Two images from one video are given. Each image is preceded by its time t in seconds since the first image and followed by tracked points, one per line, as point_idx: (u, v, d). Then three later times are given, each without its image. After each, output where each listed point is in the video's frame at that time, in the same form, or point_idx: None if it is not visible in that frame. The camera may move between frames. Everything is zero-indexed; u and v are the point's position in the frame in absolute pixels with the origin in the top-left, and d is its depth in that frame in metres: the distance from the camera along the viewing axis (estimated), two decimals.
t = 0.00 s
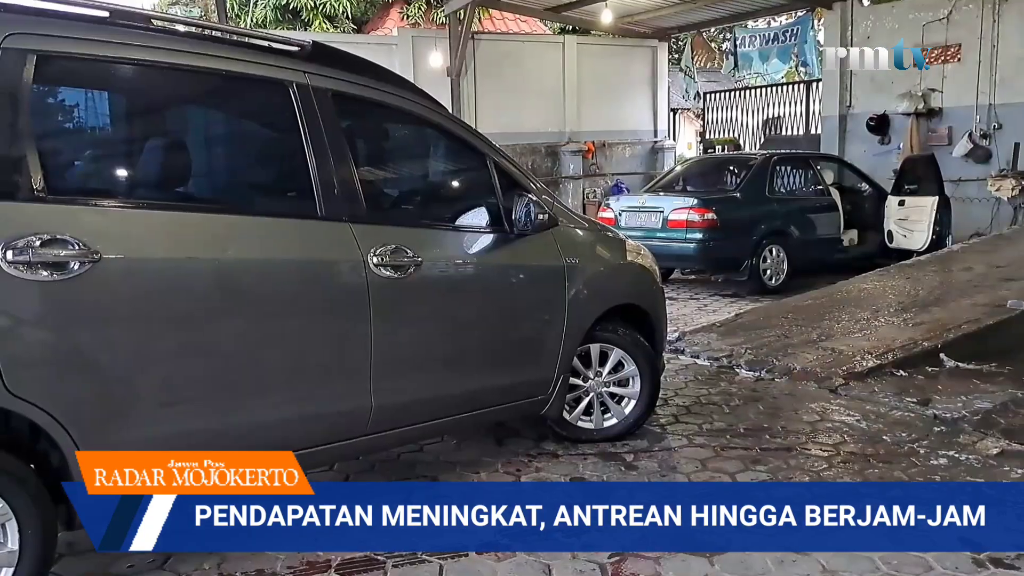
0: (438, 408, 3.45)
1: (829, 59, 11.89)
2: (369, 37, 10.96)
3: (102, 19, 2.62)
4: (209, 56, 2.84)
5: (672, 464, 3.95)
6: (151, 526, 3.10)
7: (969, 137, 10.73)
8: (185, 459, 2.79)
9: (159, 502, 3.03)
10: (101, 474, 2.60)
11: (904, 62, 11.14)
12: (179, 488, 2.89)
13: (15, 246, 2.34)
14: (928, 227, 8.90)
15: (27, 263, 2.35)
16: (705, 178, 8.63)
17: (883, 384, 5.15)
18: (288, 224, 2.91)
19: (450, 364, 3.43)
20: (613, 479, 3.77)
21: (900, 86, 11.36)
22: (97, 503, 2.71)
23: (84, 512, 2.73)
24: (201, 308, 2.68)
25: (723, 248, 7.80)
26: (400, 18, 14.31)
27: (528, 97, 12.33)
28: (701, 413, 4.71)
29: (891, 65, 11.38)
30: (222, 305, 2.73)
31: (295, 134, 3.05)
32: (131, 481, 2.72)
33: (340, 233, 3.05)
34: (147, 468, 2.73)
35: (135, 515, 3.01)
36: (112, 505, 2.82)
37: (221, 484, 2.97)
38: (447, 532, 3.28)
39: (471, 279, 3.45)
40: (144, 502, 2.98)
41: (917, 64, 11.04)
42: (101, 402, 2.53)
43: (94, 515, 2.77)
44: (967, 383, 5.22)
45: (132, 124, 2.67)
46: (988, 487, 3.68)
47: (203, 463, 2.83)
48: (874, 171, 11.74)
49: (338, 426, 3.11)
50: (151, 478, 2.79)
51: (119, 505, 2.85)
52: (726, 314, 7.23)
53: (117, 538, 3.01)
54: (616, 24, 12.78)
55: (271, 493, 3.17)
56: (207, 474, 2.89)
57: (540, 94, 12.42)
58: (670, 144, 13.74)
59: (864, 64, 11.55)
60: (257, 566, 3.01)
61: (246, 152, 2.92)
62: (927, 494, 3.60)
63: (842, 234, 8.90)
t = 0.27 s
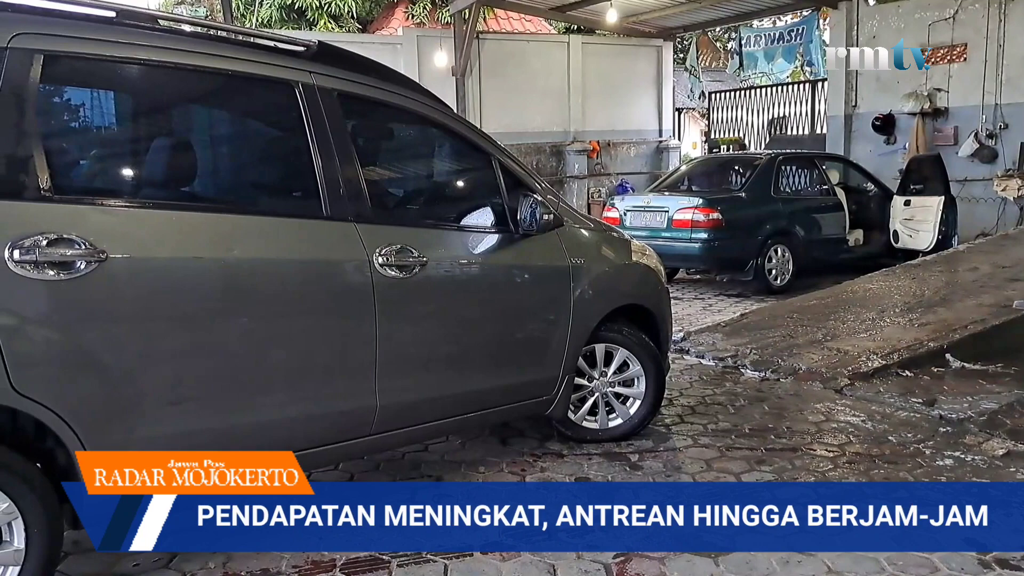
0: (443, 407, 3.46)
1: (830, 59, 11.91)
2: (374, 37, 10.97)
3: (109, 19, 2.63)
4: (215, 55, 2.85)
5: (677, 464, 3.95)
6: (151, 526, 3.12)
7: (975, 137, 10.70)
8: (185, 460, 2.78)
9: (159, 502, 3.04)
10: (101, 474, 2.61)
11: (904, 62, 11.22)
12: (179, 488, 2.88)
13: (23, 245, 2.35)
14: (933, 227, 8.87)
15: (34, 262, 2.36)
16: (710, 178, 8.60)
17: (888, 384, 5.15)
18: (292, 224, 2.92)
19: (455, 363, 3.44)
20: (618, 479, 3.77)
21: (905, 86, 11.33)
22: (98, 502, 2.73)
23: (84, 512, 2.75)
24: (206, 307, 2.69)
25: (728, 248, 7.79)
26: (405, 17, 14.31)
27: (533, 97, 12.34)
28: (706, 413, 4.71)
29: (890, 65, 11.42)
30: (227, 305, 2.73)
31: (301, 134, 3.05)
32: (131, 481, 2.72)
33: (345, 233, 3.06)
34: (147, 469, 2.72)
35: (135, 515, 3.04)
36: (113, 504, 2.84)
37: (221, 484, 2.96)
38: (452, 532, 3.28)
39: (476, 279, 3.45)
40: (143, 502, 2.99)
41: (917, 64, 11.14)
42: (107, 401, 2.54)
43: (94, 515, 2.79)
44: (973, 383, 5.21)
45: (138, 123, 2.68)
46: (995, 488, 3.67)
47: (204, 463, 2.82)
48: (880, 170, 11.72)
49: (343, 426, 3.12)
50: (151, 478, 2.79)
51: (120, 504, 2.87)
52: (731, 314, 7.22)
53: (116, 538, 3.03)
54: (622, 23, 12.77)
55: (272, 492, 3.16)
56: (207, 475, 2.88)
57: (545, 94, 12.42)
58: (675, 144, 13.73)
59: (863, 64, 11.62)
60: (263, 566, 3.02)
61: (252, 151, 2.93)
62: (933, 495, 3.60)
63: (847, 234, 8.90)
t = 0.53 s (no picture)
0: (445, 407, 3.46)
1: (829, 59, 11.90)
2: (378, 36, 10.98)
3: (113, 18, 2.64)
4: (218, 55, 2.86)
5: (680, 464, 3.95)
6: (151, 526, 3.11)
7: (979, 137, 10.69)
8: (185, 459, 2.77)
9: (160, 502, 3.03)
10: (101, 474, 2.61)
11: (903, 62, 11.26)
12: (179, 488, 2.86)
13: (25, 244, 2.35)
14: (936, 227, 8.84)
15: (37, 261, 2.37)
16: (713, 177, 8.59)
17: (891, 384, 5.14)
18: (295, 223, 2.92)
19: (457, 363, 3.44)
20: (620, 479, 3.77)
21: (908, 86, 11.31)
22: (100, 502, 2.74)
23: (85, 511, 2.76)
24: (209, 307, 2.70)
25: (731, 247, 7.79)
26: (409, 17, 14.32)
27: (536, 96, 12.33)
28: (709, 413, 4.71)
29: (890, 65, 11.43)
30: (230, 304, 2.74)
31: (303, 133, 3.06)
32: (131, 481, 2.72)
33: (348, 232, 3.06)
34: (147, 469, 2.72)
35: (136, 517, 3.03)
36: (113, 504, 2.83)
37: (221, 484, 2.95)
38: (455, 531, 3.28)
39: (479, 278, 3.45)
40: (144, 502, 2.97)
41: (917, 64, 11.16)
42: (109, 400, 2.55)
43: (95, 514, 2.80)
44: (976, 384, 5.21)
45: (141, 122, 2.68)
46: (998, 489, 3.67)
47: (203, 463, 2.81)
48: (883, 170, 11.70)
49: (345, 425, 3.12)
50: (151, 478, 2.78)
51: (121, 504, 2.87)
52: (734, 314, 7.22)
53: (116, 538, 3.02)
54: (625, 23, 12.76)
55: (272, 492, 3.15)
56: (207, 475, 2.87)
57: (548, 93, 12.42)
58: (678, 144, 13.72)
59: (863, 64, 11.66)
60: (265, 564, 3.02)
61: (255, 150, 2.93)
62: (935, 495, 3.59)
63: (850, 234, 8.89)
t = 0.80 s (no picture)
0: (448, 406, 3.47)
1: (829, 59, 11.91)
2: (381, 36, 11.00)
3: (118, 18, 2.65)
4: (222, 54, 2.87)
5: (683, 464, 3.96)
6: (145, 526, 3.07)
7: (983, 137, 10.68)
8: (179, 459, 2.75)
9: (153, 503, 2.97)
10: (95, 474, 2.61)
11: (904, 62, 11.26)
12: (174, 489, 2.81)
13: (31, 243, 2.36)
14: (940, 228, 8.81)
15: (43, 261, 2.38)
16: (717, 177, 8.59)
17: (894, 385, 5.15)
18: (299, 223, 2.93)
19: (460, 362, 3.45)
20: (623, 479, 3.78)
21: (912, 86, 11.30)
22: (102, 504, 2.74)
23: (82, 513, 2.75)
24: (213, 306, 2.71)
25: (735, 248, 7.79)
26: (412, 17, 14.34)
27: (540, 97, 12.34)
28: (711, 413, 4.71)
29: (891, 65, 11.42)
30: (234, 303, 2.75)
31: (307, 133, 3.07)
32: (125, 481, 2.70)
33: (352, 232, 3.07)
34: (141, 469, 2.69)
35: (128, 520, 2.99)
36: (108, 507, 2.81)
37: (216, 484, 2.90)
38: (458, 531, 3.29)
39: (482, 278, 3.46)
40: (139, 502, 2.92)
41: (917, 64, 11.18)
42: (114, 399, 2.56)
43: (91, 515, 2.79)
44: (979, 384, 5.20)
45: (145, 121, 2.69)
46: (1001, 490, 3.67)
47: (197, 463, 2.79)
48: (887, 171, 11.69)
49: (349, 424, 3.13)
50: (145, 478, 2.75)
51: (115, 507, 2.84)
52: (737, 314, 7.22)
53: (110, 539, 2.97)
54: (628, 23, 12.77)
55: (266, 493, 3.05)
56: (201, 475, 2.83)
57: (552, 93, 12.43)
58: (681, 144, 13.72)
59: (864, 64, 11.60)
60: (269, 563, 3.03)
61: (259, 150, 2.94)
62: (938, 496, 3.60)
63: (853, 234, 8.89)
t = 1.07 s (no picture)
0: (450, 406, 3.48)
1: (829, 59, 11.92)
2: (384, 36, 11.01)
3: (121, 19, 2.66)
4: (225, 55, 2.88)
5: (685, 465, 3.96)
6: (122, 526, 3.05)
7: (985, 138, 10.67)
8: (152, 459, 2.69)
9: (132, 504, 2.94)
10: (67, 474, 2.56)
11: (904, 62, 11.27)
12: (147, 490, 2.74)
13: (34, 244, 2.37)
14: (942, 229, 8.80)
15: (46, 261, 2.39)
16: (719, 178, 8.61)
17: (897, 386, 5.15)
18: (301, 224, 2.94)
19: (462, 362, 3.46)
20: (625, 480, 3.78)
21: (915, 87, 11.28)
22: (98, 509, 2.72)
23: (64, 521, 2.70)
24: (215, 306, 2.72)
25: (737, 248, 7.78)
26: (415, 17, 14.35)
27: (542, 97, 12.35)
28: (714, 414, 4.72)
29: (891, 65, 11.44)
30: (236, 304, 2.76)
31: (310, 133, 3.08)
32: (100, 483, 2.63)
33: (355, 233, 3.08)
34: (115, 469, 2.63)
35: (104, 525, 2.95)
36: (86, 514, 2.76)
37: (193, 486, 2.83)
38: (460, 531, 3.30)
39: (484, 278, 3.47)
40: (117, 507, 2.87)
41: (917, 64, 11.20)
42: (117, 399, 2.57)
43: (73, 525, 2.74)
44: (981, 386, 5.20)
45: (148, 121, 2.70)
46: (1003, 491, 3.67)
47: (170, 463, 2.72)
48: (890, 172, 11.69)
49: (351, 424, 3.14)
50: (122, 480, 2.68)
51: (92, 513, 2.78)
52: (740, 315, 7.22)
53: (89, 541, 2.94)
54: (631, 24, 12.77)
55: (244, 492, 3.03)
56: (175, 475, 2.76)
57: (554, 94, 12.43)
58: (684, 145, 13.71)
59: (863, 64, 11.59)
60: (271, 564, 3.03)
61: (261, 150, 2.95)
62: (940, 497, 3.60)
63: (856, 235, 8.88)
